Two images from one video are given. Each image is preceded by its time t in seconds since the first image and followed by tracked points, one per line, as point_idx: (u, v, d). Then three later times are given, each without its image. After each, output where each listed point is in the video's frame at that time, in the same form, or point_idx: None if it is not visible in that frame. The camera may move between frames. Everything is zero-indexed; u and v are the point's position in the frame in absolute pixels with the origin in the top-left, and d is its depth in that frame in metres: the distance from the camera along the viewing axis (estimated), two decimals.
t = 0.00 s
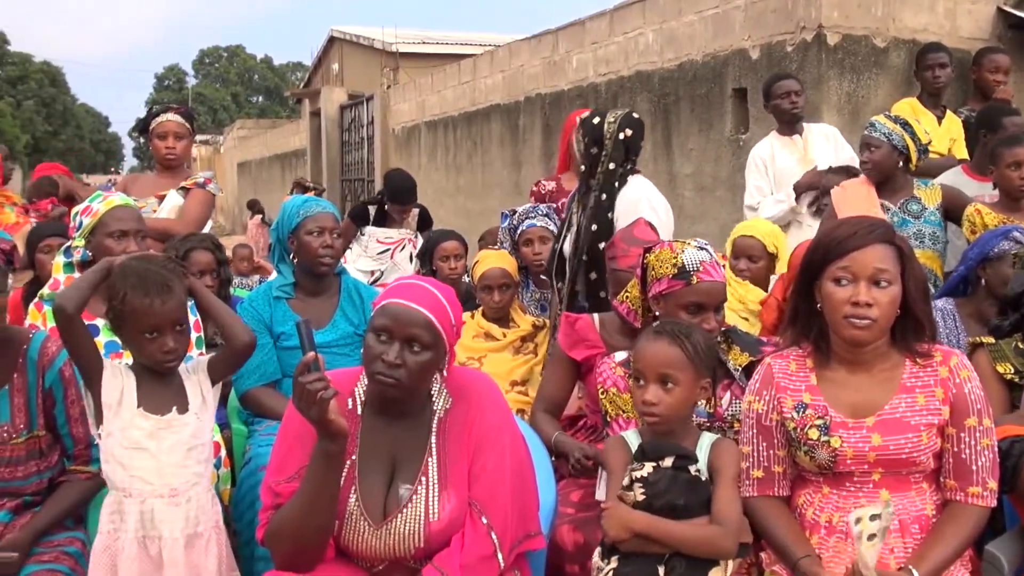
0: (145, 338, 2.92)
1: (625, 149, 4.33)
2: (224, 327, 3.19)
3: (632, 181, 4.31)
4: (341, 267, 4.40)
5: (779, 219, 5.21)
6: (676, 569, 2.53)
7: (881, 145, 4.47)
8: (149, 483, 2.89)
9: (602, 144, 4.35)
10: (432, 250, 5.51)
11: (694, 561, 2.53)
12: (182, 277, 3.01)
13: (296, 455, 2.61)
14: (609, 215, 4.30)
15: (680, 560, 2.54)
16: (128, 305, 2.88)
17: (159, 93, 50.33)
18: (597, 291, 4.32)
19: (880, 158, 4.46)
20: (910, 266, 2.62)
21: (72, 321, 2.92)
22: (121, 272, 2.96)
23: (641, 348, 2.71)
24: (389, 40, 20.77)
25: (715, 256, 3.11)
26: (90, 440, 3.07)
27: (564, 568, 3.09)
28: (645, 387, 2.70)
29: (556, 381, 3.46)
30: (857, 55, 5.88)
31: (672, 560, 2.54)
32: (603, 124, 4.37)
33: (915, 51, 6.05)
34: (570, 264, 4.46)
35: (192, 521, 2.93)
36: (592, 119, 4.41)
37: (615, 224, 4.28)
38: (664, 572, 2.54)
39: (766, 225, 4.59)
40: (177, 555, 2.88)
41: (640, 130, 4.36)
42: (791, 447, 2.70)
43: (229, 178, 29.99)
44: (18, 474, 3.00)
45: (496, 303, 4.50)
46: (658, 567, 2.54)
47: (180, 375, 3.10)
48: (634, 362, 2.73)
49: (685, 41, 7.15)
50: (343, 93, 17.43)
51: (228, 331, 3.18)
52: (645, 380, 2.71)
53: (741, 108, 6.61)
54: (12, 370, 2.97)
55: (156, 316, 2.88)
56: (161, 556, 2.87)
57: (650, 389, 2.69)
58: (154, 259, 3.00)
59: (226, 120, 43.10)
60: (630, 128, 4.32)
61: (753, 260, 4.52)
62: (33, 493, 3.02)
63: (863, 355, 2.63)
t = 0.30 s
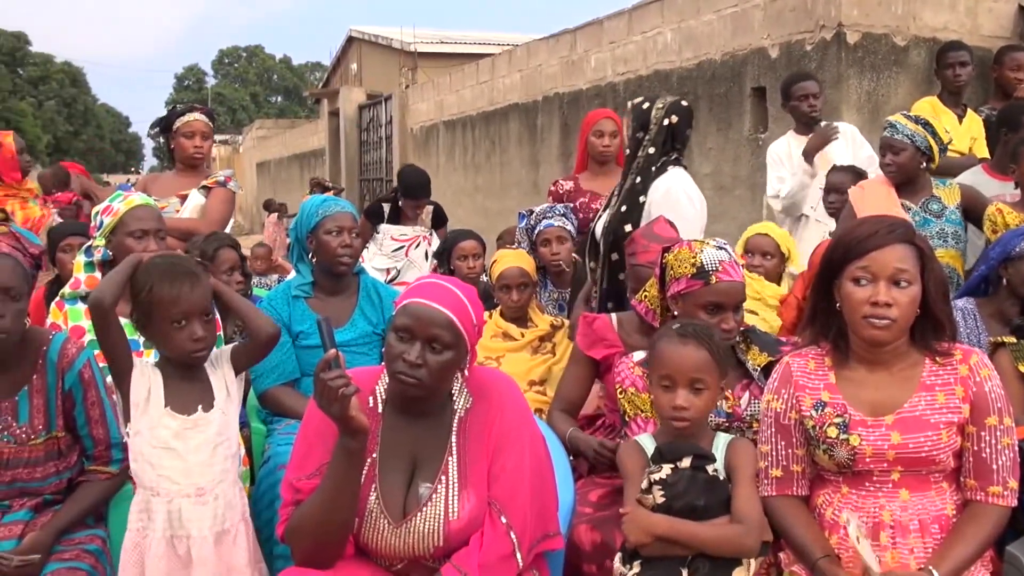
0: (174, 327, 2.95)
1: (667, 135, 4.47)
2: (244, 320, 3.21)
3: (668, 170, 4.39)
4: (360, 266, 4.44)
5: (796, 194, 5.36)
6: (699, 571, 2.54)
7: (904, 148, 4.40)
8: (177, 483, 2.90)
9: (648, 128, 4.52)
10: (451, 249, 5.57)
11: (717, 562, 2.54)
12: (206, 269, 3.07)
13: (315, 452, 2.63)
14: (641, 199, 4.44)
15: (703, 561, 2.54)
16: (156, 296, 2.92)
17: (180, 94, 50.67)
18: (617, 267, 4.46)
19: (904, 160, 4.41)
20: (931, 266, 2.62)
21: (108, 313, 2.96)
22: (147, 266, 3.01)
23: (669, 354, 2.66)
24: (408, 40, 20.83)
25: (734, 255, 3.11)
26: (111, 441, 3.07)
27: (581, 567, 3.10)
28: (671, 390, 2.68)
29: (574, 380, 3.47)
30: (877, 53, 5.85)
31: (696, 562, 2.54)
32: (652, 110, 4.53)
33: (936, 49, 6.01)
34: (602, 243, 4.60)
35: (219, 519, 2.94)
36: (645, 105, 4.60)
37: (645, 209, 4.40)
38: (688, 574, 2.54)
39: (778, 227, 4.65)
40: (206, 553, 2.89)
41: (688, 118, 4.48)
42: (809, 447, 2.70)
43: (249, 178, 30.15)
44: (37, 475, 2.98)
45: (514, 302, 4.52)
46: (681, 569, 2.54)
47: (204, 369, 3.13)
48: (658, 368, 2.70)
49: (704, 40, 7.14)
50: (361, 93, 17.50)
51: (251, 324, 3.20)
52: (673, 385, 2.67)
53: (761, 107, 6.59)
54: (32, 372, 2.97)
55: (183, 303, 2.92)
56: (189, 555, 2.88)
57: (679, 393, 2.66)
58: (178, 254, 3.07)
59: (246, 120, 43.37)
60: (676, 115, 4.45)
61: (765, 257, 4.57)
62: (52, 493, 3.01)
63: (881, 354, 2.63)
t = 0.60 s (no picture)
0: (200, 317, 2.98)
1: (705, 128, 4.49)
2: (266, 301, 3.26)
3: (701, 163, 4.41)
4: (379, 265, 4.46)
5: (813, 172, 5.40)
6: None
7: (932, 148, 4.39)
8: (198, 482, 2.92)
9: (687, 120, 4.56)
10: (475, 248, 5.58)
11: (742, 568, 2.48)
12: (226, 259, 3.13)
13: (332, 451, 2.66)
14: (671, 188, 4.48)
15: (727, 568, 2.49)
16: (181, 286, 2.97)
17: (200, 94, 51.02)
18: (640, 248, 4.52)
19: (931, 162, 4.40)
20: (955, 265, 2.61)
21: (125, 312, 3.04)
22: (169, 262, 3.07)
23: (702, 353, 2.61)
24: (427, 40, 20.89)
25: (754, 255, 3.10)
26: (131, 438, 3.06)
27: (600, 566, 3.11)
28: (707, 390, 2.62)
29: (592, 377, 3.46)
30: (898, 52, 5.81)
31: (720, 569, 2.49)
32: (693, 102, 4.57)
33: (958, 48, 5.97)
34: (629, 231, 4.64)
35: (242, 517, 2.94)
36: (687, 97, 4.63)
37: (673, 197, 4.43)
38: None
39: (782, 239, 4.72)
40: (230, 550, 2.88)
41: (727, 114, 4.49)
42: (828, 446, 2.70)
43: (269, 178, 30.32)
44: (58, 471, 2.97)
45: (533, 301, 4.53)
46: None
47: (230, 369, 3.15)
48: (693, 369, 2.62)
49: (723, 39, 7.13)
50: (380, 93, 17.57)
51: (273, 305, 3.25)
52: (710, 384, 2.61)
53: (781, 106, 6.57)
54: (54, 369, 2.96)
55: (208, 291, 2.97)
56: (211, 552, 2.88)
57: (716, 392, 2.60)
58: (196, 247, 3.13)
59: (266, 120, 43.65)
60: (715, 108, 4.47)
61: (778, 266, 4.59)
62: (73, 491, 3.00)
63: (903, 353, 2.62)
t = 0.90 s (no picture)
0: (218, 314, 3.02)
1: (736, 126, 4.48)
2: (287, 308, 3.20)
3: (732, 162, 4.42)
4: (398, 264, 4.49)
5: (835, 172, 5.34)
6: None
7: (960, 147, 4.30)
8: (218, 481, 2.93)
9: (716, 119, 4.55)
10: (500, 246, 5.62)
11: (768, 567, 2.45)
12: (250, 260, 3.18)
13: (350, 452, 2.68)
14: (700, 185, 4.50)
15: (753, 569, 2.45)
16: (199, 285, 3.02)
17: (221, 94, 51.36)
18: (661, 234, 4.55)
19: (959, 160, 4.30)
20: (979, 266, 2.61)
21: (136, 319, 3.03)
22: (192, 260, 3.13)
23: (729, 355, 2.60)
24: (446, 40, 20.94)
25: (774, 255, 3.09)
26: (153, 435, 3.10)
27: (619, 567, 3.12)
28: (735, 392, 2.61)
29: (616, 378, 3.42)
30: (920, 51, 5.78)
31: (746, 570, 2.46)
32: (723, 100, 4.56)
33: (981, 46, 5.93)
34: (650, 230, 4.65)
35: (260, 519, 2.95)
36: (715, 96, 4.62)
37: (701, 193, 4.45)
38: None
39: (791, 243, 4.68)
40: (246, 552, 2.90)
41: (759, 111, 4.46)
42: (848, 447, 2.69)
43: (289, 177, 30.48)
44: (82, 467, 3.00)
45: (552, 301, 4.54)
46: None
47: (254, 367, 3.18)
48: (720, 372, 2.62)
49: (744, 38, 7.10)
50: (400, 93, 17.63)
51: (296, 312, 3.21)
52: (737, 386, 2.60)
53: (801, 105, 6.54)
54: (79, 364, 3.00)
55: (225, 290, 3.01)
56: (229, 553, 2.90)
57: (744, 394, 2.60)
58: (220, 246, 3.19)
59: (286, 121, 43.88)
60: (746, 107, 4.43)
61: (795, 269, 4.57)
62: (96, 487, 3.03)
63: (926, 353, 2.61)
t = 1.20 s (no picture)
0: (224, 315, 3.02)
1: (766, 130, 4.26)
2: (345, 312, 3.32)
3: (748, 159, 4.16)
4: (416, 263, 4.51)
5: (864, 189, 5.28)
6: None
7: (983, 145, 4.27)
8: (231, 480, 2.93)
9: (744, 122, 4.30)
10: (522, 244, 5.67)
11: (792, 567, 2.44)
12: (270, 258, 3.15)
13: (370, 451, 2.69)
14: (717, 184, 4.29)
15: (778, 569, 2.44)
16: (211, 283, 3.02)
17: (241, 95, 51.67)
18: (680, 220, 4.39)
19: (982, 159, 4.27)
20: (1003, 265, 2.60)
21: (161, 314, 3.07)
22: (212, 258, 3.14)
23: (753, 356, 2.60)
24: (464, 40, 20.99)
25: (793, 255, 3.08)
26: (173, 433, 3.13)
27: (638, 567, 3.12)
28: (757, 393, 2.61)
29: (636, 377, 3.39)
30: (941, 49, 5.74)
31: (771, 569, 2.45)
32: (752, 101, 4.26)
33: (1003, 45, 5.89)
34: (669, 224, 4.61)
35: (272, 518, 2.93)
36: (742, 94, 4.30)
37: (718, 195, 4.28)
38: None
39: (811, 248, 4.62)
40: (257, 552, 2.89)
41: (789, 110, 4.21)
42: (867, 448, 2.68)
43: (308, 177, 30.62)
44: (103, 465, 3.03)
45: (569, 301, 4.54)
46: None
47: (270, 364, 3.18)
48: (744, 373, 2.62)
49: (763, 38, 7.08)
50: (418, 93, 17.68)
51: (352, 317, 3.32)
52: (761, 387, 2.60)
53: (821, 104, 6.51)
54: (99, 364, 3.03)
55: (232, 292, 2.99)
56: (241, 552, 2.90)
57: (767, 394, 2.60)
58: (243, 243, 3.17)
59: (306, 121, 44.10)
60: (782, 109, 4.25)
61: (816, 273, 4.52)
62: (116, 485, 3.07)
63: (946, 354, 2.61)
